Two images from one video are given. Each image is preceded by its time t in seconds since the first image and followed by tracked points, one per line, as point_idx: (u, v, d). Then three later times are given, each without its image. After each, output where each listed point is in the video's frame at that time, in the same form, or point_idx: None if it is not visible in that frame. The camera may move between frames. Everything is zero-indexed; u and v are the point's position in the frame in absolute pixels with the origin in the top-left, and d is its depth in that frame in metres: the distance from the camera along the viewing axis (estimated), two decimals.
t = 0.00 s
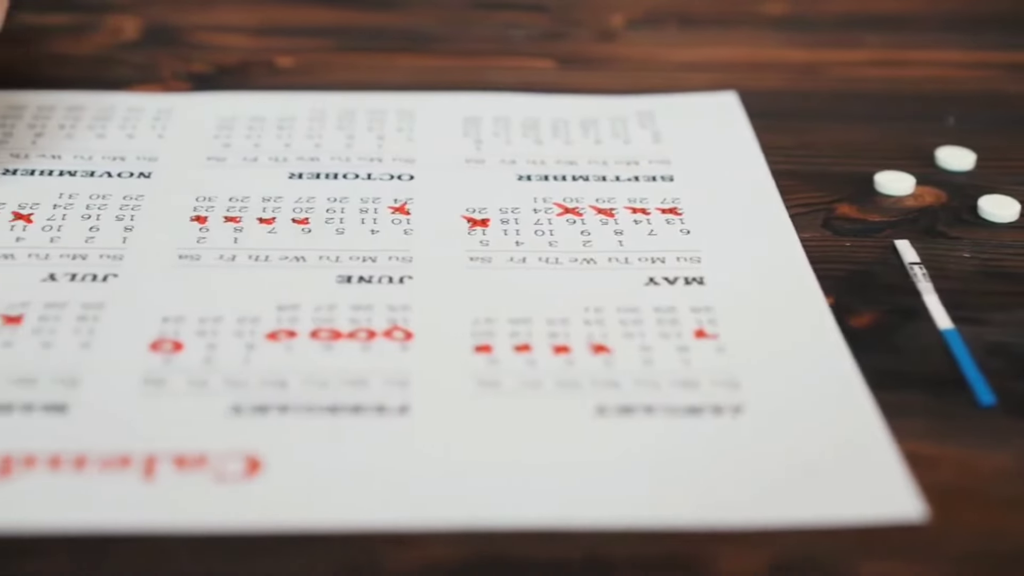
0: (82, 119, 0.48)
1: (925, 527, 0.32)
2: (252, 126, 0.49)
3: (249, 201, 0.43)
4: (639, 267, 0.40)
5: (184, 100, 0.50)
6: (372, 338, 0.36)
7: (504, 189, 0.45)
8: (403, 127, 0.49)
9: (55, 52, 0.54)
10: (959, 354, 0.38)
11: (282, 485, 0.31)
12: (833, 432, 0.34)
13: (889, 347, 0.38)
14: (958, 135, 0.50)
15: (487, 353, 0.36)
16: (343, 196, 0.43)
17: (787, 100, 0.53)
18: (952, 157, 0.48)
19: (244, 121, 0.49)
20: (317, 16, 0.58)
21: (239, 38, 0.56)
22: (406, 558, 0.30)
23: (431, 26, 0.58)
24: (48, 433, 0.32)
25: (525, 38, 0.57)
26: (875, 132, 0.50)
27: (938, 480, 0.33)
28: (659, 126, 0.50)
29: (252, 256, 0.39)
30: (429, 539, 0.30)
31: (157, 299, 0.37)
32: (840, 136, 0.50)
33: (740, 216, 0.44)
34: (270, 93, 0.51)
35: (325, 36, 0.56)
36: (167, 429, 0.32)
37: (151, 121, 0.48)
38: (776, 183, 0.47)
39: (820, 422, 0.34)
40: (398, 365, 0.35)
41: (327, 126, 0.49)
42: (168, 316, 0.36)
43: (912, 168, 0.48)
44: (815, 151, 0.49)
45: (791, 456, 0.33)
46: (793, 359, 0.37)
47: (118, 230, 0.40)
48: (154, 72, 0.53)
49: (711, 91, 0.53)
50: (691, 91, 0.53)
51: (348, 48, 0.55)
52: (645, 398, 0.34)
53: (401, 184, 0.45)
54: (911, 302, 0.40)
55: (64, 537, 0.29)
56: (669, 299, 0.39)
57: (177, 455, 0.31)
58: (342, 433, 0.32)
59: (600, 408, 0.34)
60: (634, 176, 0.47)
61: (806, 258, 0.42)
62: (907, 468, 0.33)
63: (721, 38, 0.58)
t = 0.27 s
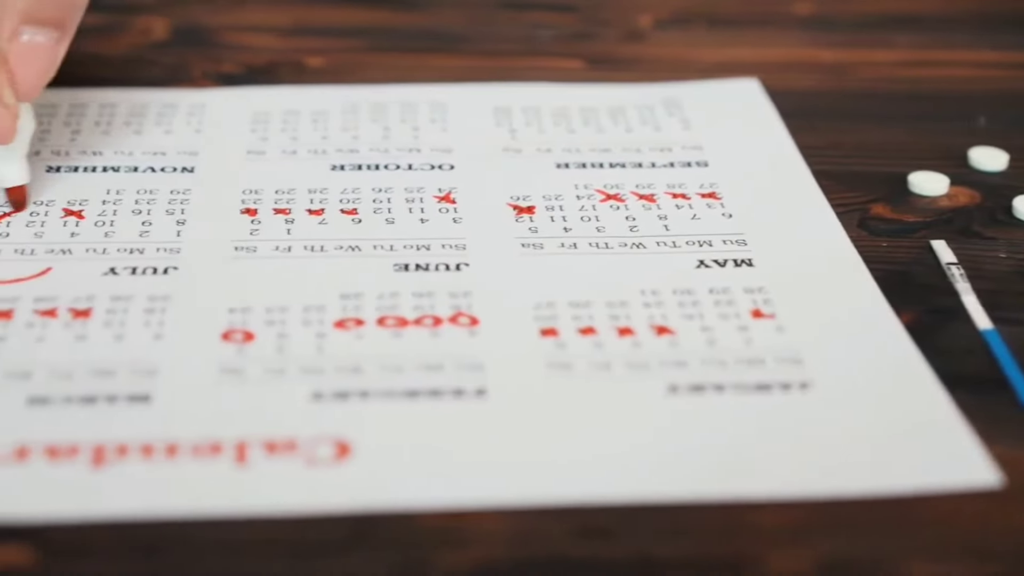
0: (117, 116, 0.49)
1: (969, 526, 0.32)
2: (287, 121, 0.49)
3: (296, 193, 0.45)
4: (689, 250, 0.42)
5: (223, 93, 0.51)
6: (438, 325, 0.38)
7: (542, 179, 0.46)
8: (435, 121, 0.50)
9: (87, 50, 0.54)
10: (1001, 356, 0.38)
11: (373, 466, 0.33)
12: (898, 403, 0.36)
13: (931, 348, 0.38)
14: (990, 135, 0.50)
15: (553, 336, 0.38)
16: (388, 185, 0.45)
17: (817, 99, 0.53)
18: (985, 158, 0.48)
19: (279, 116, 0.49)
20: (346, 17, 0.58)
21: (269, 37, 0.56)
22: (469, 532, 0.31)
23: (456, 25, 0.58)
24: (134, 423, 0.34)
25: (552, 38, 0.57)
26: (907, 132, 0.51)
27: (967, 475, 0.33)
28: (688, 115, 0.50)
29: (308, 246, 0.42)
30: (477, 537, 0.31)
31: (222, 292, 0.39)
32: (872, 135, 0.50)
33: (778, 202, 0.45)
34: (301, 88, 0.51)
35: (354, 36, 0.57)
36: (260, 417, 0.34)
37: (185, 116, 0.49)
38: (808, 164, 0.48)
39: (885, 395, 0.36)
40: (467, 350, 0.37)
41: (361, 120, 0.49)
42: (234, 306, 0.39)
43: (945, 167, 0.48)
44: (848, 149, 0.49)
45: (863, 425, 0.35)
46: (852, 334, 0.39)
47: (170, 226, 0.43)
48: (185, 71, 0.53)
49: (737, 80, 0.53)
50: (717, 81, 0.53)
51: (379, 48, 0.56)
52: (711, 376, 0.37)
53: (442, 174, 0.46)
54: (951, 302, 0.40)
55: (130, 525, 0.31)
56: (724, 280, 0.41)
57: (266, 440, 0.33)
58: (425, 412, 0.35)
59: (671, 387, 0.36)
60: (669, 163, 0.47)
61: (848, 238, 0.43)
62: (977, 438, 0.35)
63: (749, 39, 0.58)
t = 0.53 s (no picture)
0: (145, 116, 0.49)
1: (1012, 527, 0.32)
2: (315, 121, 0.49)
3: (326, 193, 0.45)
4: (722, 250, 0.42)
5: (251, 92, 0.51)
6: (475, 325, 0.38)
7: (573, 179, 0.46)
8: (463, 120, 0.49)
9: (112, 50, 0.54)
10: None
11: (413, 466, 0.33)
12: (937, 403, 0.36)
13: (967, 348, 0.38)
14: (1017, 135, 0.50)
15: (589, 336, 0.38)
16: (418, 185, 0.45)
17: (843, 99, 0.53)
18: (1014, 158, 0.48)
19: (307, 116, 0.49)
20: (370, 17, 0.59)
21: (294, 37, 0.56)
22: (514, 531, 0.32)
23: (480, 26, 0.59)
24: (175, 423, 0.34)
25: (578, 38, 0.57)
26: (935, 132, 0.51)
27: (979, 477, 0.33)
28: (715, 115, 0.50)
29: (341, 247, 0.42)
30: (520, 536, 0.31)
31: (258, 292, 0.39)
32: (900, 135, 0.50)
33: (809, 202, 0.45)
34: (328, 88, 0.51)
35: (378, 36, 0.57)
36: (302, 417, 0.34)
37: (213, 117, 0.49)
38: (837, 164, 0.48)
39: (924, 394, 0.36)
40: (503, 350, 0.37)
41: (389, 120, 0.49)
42: (270, 307, 0.39)
43: (974, 167, 0.48)
44: (876, 149, 0.49)
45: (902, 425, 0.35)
46: (888, 335, 0.39)
47: (203, 226, 0.43)
48: (211, 71, 0.53)
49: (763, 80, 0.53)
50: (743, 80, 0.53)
51: (403, 48, 0.56)
52: (749, 376, 0.37)
53: (473, 174, 0.46)
54: (985, 302, 0.41)
55: (174, 524, 0.31)
56: (758, 280, 0.41)
57: (308, 441, 0.33)
58: (465, 412, 0.35)
59: (710, 386, 0.36)
60: (699, 163, 0.47)
61: (880, 237, 0.44)
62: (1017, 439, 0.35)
63: (773, 39, 0.58)
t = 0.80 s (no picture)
0: (176, 116, 0.49)
1: None
2: (346, 121, 0.49)
3: (360, 194, 0.45)
4: (756, 251, 0.42)
5: (281, 92, 0.51)
6: (514, 325, 0.38)
7: (605, 180, 0.46)
8: (493, 121, 0.49)
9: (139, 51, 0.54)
10: None
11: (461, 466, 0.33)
12: (979, 405, 0.36)
13: (1007, 348, 0.38)
14: None
15: (629, 337, 0.38)
16: (451, 186, 0.45)
17: (871, 98, 0.53)
18: None
19: (338, 117, 0.49)
20: (395, 18, 0.59)
21: (320, 38, 0.56)
22: (566, 529, 0.32)
23: (505, 27, 0.59)
24: (219, 423, 0.34)
25: (604, 38, 0.57)
26: (965, 133, 0.51)
27: (1007, 479, 0.33)
28: (745, 116, 0.50)
29: (377, 247, 0.42)
30: (570, 534, 0.31)
31: (295, 292, 0.39)
32: (930, 135, 0.50)
33: (842, 202, 0.45)
34: (357, 89, 0.51)
35: (405, 37, 0.57)
36: (346, 417, 0.34)
37: (243, 117, 0.49)
38: (868, 165, 0.48)
39: (966, 396, 0.36)
40: (543, 351, 0.37)
41: (419, 120, 0.49)
42: (309, 307, 0.39)
43: (1005, 167, 0.48)
44: (907, 150, 0.49)
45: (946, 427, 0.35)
46: (927, 336, 0.39)
47: (238, 227, 0.43)
48: (239, 72, 0.53)
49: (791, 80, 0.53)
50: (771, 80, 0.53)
51: (431, 47, 0.56)
52: (790, 376, 0.37)
53: (505, 175, 0.46)
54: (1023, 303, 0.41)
55: (224, 524, 0.31)
56: (795, 281, 0.41)
57: (353, 441, 0.33)
58: (507, 413, 0.35)
59: (751, 387, 0.36)
60: (730, 163, 0.47)
61: (915, 238, 0.44)
62: None
63: (799, 39, 0.58)
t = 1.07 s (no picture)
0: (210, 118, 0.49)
1: None
2: (380, 123, 0.49)
3: (397, 196, 0.45)
4: (796, 252, 0.42)
5: (314, 93, 0.51)
6: (557, 326, 0.38)
7: (642, 181, 0.46)
8: (527, 121, 0.50)
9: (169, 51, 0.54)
10: None
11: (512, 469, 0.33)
12: None
13: None
14: None
15: (673, 338, 0.38)
16: (488, 188, 0.45)
17: (903, 100, 0.53)
18: None
19: (372, 118, 0.49)
20: (423, 18, 0.59)
21: (350, 40, 0.56)
22: (622, 527, 0.32)
23: (533, 27, 0.59)
24: (269, 424, 0.34)
25: (633, 40, 0.57)
26: (997, 133, 0.51)
27: None
28: (778, 117, 0.51)
29: (417, 249, 0.42)
30: (625, 535, 0.32)
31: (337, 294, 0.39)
32: (963, 137, 0.50)
33: (878, 203, 0.45)
34: (389, 90, 0.52)
35: (435, 38, 0.57)
36: (394, 417, 0.34)
37: (276, 118, 0.49)
38: (904, 166, 0.48)
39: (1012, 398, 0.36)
40: (588, 353, 0.37)
41: (453, 120, 0.49)
42: (352, 308, 0.39)
43: None
44: (941, 151, 0.49)
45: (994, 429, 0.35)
46: (970, 338, 0.39)
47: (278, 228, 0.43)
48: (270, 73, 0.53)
49: (823, 81, 0.54)
50: (803, 82, 0.54)
51: (461, 49, 0.56)
52: (836, 377, 0.37)
53: (542, 176, 0.46)
54: None
55: (280, 526, 0.31)
56: (836, 282, 0.41)
57: (402, 441, 0.33)
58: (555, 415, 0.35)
59: (798, 389, 0.36)
60: (766, 165, 0.47)
61: (953, 239, 0.44)
62: None
63: (828, 40, 0.58)
